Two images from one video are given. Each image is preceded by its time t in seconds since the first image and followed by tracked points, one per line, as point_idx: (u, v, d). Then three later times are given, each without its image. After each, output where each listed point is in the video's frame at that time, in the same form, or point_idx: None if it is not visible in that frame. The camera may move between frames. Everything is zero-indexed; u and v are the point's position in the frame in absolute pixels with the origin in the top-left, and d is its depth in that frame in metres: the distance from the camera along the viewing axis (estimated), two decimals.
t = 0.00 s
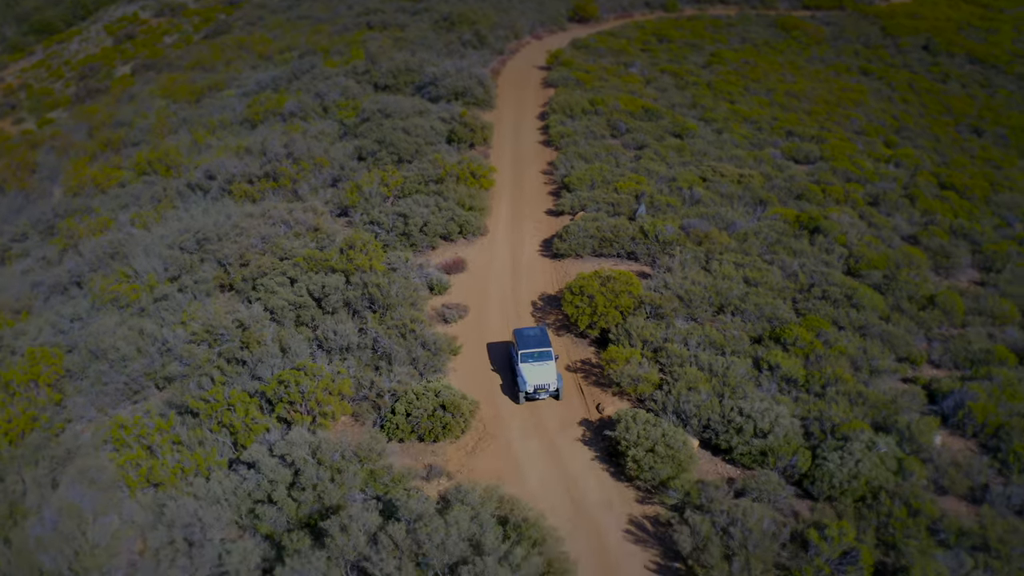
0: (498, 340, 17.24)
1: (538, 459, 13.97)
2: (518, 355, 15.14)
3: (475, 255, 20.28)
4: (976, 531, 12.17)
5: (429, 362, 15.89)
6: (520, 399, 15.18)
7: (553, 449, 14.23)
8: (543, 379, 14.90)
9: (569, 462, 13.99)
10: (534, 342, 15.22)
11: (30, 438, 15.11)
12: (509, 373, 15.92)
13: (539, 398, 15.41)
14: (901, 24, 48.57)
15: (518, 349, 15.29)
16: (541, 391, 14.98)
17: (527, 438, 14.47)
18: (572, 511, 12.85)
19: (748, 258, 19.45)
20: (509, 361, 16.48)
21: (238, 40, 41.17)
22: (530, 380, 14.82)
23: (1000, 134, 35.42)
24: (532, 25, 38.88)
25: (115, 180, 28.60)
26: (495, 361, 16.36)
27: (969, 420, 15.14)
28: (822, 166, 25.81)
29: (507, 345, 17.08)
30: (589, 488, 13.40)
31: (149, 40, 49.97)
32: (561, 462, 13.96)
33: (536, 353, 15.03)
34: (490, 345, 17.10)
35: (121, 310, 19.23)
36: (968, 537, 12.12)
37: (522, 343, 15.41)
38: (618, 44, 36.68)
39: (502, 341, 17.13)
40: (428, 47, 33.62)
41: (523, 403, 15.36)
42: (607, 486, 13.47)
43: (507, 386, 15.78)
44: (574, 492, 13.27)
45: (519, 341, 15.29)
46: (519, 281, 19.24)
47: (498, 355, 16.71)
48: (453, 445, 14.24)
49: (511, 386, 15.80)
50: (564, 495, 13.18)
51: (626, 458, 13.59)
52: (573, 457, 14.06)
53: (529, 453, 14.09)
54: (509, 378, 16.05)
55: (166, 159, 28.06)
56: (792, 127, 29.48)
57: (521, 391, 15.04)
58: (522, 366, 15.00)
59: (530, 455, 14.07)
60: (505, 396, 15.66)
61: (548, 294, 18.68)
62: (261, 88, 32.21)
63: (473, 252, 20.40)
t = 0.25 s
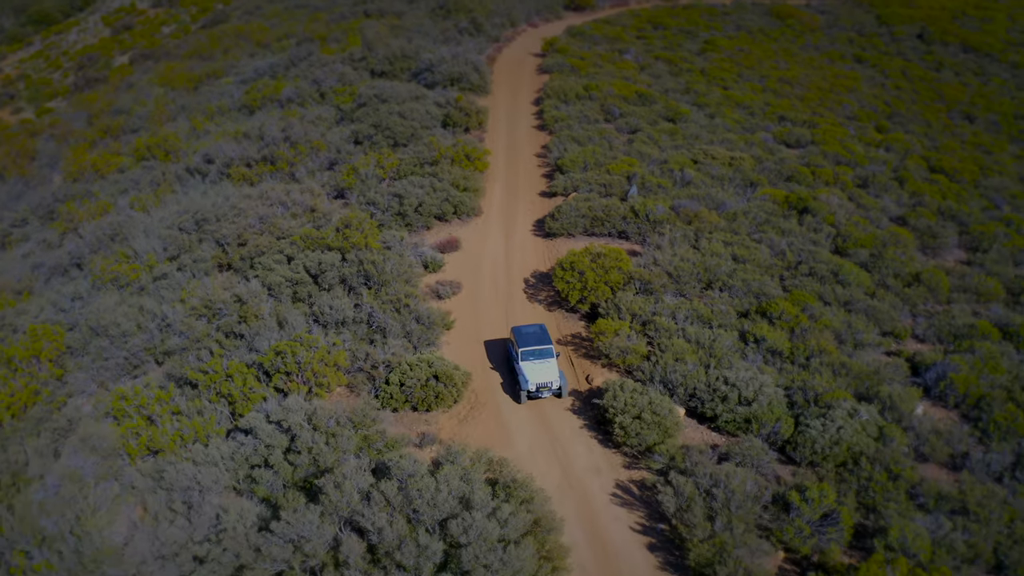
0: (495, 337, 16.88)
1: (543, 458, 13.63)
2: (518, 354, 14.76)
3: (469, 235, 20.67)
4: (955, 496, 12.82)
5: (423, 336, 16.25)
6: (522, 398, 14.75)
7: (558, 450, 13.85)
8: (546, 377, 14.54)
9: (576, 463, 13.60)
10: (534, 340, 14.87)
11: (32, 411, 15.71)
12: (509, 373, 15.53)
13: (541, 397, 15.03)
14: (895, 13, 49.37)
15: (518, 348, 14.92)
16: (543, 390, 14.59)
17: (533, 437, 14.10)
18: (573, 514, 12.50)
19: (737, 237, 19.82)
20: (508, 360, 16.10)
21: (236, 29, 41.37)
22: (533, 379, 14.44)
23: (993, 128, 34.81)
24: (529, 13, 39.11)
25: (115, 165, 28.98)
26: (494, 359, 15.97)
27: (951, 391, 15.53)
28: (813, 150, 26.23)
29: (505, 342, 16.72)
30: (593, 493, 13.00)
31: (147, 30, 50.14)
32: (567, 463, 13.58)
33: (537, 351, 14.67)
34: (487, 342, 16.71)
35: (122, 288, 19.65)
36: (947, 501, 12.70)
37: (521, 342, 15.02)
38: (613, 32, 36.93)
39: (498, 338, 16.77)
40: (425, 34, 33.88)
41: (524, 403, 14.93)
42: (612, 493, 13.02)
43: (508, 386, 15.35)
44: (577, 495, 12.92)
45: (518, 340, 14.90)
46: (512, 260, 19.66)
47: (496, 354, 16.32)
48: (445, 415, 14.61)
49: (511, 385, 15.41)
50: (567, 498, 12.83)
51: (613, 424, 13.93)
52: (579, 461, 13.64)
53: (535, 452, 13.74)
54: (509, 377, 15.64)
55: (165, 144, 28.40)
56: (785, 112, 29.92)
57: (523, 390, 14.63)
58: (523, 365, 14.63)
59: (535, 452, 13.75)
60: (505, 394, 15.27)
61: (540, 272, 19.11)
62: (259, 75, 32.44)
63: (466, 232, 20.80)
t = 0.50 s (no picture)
0: (496, 331, 16.58)
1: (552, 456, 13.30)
2: (519, 347, 14.52)
3: (463, 213, 21.18)
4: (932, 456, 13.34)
5: (418, 307, 16.70)
6: (524, 393, 14.47)
7: (568, 449, 13.47)
8: (549, 370, 14.28)
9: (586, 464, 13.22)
10: (535, 333, 14.62)
11: (37, 381, 16.16)
12: (510, 367, 15.23)
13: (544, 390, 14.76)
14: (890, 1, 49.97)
15: (519, 342, 14.66)
16: (547, 383, 14.31)
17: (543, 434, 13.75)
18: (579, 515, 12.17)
19: (725, 214, 20.31)
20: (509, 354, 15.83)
21: (234, 17, 41.67)
22: (536, 372, 14.18)
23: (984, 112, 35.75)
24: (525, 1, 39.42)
25: (116, 150, 29.42)
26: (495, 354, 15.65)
27: (931, 358, 15.96)
28: (803, 132, 26.82)
29: (506, 336, 16.41)
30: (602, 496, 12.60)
31: (146, 20, 50.37)
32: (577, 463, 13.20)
33: (539, 345, 14.42)
34: (487, 336, 16.43)
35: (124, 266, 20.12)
36: (925, 461, 13.22)
37: (522, 335, 14.76)
38: (609, 19, 37.29)
39: (498, 332, 16.49)
40: (422, 21, 34.26)
41: (527, 398, 14.67)
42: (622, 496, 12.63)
43: (510, 381, 15.08)
44: (586, 496, 12.55)
45: (519, 334, 14.64)
46: (507, 236, 20.16)
47: (498, 349, 16.00)
48: (439, 380, 15.07)
49: (513, 379, 15.12)
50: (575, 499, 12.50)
51: (601, 387, 14.37)
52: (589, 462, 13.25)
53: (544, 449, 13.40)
54: (510, 372, 15.35)
55: (165, 129, 28.83)
56: (777, 96, 30.50)
57: (525, 384, 14.35)
58: (524, 358, 14.39)
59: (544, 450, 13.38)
60: (508, 389, 14.98)
61: (533, 248, 19.63)
62: (258, 61, 32.76)
63: (461, 211, 21.30)
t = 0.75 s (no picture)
0: (495, 329, 16.27)
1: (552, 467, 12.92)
2: (519, 344, 14.20)
3: (456, 196, 21.73)
4: (907, 420, 13.84)
5: (411, 283, 17.19)
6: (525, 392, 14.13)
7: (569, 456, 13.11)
8: (550, 367, 13.97)
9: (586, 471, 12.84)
10: (535, 330, 14.32)
11: (39, 356, 16.63)
12: (510, 365, 14.90)
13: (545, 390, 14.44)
14: None
15: (518, 339, 14.36)
16: (548, 381, 13.98)
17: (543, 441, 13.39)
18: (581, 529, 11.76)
19: (711, 195, 20.88)
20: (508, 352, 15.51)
21: (231, 11, 42.14)
22: (537, 370, 13.84)
23: (971, 97, 37.24)
24: None
25: (114, 140, 29.92)
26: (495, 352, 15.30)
27: (908, 330, 16.43)
28: (789, 119, 27.84)
29: (505, 333, 16.10)
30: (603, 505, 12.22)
31: (143, 16, 50.77)
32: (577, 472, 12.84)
33: (539, 341, 14.14)
34: (477, 310, 16.94)
35: (123, 248, 20.59)
36: (900, 424, 13.71)
37: (521, 333, 14.46)
38: (601, 11, 37.84)
39: (488, 307, 17.00)
40: (416, 13, 34.82)
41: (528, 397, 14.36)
42: (624, 504, 12.22)
43: (509, 380, 14.76)
44: (586, 507, 12.16)
45: (518, 331, 14.33)
46: (498, 217, 20.70)
47: (498, 347, 15.64)
48: (431, 351, 15.58)
49: (513, 378, 14.79)
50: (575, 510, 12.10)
51: (587, 355, 14.89)
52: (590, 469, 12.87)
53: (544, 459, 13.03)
54: (510, 371, 15.04)
55: (163, 118, 29.31)
56: (765, 85, 31.66)
57: (526, 382, 13.99)
58: (525, 356, 14.07)
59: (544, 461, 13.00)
60: (502, 372, 15.04)
61: (523, 228, 20.16)
62: (254, 53, 33.24)
63: (454, 194, 21.85)
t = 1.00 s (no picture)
0: (494, 328, 15.98)
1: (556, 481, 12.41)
2: (520, 344, 14.05)
3: (449, 182, 22.34)
4: (882, 388, 14.31)
5: (404, 263, 17.83)
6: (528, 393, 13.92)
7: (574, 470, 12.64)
8: (552, 366, 13.77)
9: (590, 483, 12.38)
10: (536, 329, 14.20)
11: (43, 334, 17.09)
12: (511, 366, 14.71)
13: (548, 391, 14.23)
14: None
15: (519, 338, 14.21)
16: (550, 381, 13.77)
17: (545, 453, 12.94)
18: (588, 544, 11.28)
19: (698, 179, 21.47)
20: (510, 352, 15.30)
21: (229, 8, 42.73)
22: (539, 369, 13.65)
23: (959, 89, 38.00)
24: None
25: (115, 133, 30.53)
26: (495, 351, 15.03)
27: (887, 306, 16.90)
28: (777, 109, 28.48)
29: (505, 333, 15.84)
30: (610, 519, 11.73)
31: (141, 14, 51.28)
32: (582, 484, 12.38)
33: (539, 341, 14.00)
34: (468, 288, 17.50)
35: (123, 233, 21.11)
36: (876, 392, 14.15)
37: (522, 332, 14.32)
38: (594, 6, 38.47)
39: (479, 285, 17.56)
40: (412, 8, 35.46)
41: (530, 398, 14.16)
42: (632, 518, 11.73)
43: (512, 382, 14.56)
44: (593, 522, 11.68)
45: (519, 330, 14.20)
46: (490, 201, 21.32)
47: (499, 347, 15.35)
48: (423, 326, 16.07)
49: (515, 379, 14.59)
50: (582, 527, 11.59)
51: (573, 328, 15.40)
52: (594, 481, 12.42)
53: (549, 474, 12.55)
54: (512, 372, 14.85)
55: (163, 112, 29.96)
56: (755, 78, 32.31)
57: (528, 382, 13.79)
58: (526, 355, 13.90)
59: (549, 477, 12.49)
60: (492, 344, 15.56)
61: (515, 212, 20.77)
62: (253, 47, 33.83)
63: (447, 180, 22.47)
